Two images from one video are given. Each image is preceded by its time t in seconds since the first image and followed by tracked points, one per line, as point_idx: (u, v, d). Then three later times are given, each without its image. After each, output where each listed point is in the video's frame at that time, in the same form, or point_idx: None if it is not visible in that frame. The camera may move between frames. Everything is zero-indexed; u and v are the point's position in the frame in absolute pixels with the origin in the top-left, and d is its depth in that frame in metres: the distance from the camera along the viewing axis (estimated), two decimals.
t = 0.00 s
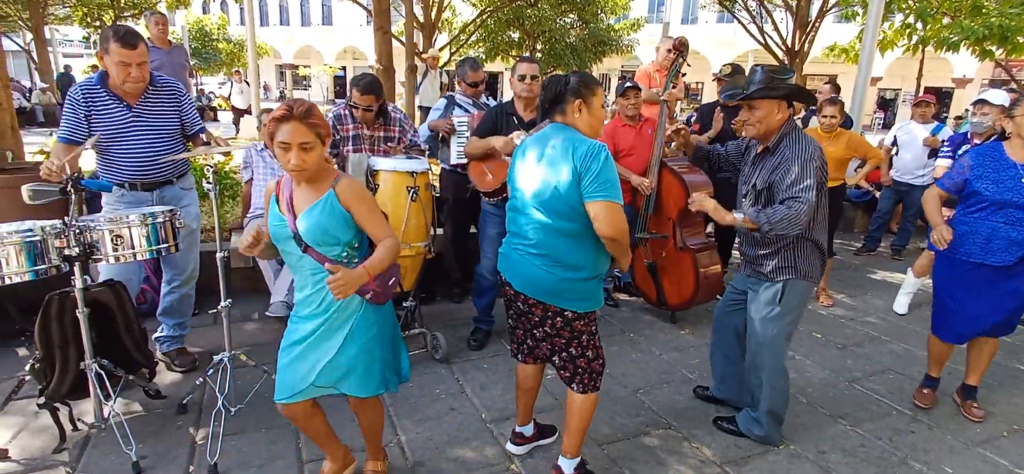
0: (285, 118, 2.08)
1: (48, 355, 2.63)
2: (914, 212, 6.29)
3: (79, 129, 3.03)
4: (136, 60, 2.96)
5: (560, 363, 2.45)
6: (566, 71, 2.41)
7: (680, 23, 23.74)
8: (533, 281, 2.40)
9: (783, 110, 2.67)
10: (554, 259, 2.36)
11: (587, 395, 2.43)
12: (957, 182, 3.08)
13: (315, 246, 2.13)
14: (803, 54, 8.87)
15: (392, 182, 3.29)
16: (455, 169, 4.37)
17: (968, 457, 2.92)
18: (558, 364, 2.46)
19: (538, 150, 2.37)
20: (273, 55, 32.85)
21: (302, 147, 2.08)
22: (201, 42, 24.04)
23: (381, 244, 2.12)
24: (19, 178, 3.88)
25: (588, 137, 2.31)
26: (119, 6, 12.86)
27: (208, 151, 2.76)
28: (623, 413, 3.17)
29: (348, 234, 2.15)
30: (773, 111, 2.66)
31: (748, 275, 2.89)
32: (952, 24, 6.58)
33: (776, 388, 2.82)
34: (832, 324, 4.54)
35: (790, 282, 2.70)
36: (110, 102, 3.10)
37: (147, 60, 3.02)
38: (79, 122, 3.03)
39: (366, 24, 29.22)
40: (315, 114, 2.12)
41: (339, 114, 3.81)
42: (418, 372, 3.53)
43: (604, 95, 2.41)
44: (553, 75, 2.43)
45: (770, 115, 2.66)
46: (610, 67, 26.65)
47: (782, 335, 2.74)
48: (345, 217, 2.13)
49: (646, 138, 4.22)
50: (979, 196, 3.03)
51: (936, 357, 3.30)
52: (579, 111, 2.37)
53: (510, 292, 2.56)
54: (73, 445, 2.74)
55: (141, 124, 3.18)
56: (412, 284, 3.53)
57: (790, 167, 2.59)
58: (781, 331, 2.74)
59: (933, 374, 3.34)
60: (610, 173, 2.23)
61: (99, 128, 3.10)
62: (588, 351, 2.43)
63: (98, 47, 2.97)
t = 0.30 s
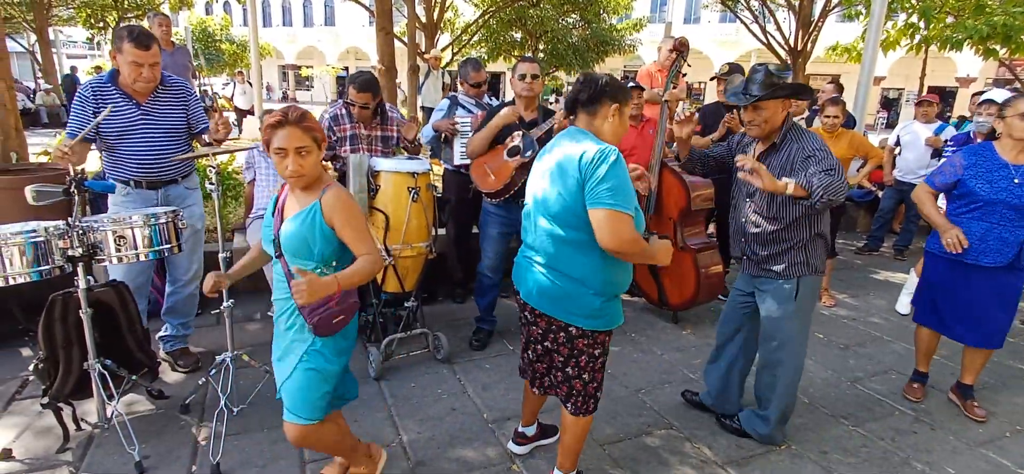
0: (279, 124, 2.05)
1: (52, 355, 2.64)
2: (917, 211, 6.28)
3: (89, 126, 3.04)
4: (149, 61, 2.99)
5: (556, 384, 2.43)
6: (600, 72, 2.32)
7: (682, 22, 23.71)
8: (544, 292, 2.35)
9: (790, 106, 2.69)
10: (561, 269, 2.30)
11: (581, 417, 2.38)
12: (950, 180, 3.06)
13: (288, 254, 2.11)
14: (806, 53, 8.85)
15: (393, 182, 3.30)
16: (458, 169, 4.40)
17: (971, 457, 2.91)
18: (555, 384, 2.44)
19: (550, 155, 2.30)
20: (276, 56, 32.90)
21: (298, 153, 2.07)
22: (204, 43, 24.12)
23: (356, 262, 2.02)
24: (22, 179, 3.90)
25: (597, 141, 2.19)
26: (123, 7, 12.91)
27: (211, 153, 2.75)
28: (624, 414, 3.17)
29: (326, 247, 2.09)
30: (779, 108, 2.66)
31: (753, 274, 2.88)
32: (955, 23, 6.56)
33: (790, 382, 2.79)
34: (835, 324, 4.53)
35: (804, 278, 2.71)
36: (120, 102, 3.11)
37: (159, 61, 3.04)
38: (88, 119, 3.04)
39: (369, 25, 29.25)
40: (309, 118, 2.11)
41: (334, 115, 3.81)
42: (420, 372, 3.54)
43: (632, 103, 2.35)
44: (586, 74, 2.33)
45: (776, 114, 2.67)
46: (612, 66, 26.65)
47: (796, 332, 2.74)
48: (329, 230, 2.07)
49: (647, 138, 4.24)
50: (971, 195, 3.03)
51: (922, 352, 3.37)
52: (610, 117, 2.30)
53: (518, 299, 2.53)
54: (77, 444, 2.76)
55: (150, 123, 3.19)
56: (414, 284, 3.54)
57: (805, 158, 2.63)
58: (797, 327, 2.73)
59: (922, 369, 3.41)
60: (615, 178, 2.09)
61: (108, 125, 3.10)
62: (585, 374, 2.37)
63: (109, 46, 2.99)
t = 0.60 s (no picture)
0: (240, 125, 1.94)
1: (52, 355, 2.64)
2: (917, 212, 6.28)
3: (84, 129, 3.05)
4: (146, 65, 2.97)
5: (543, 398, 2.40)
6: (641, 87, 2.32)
7: (683, 23, 23.71)
8: (537, 298, 2.34)
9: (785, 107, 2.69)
10: (555, 275, 2.27)
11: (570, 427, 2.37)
12: (965, 183, 2.99)
13: (256, 260, 1.93)
14: (806, 53, 8.86)
15: (394, 183, 3.30)
16: (460, 169, 4.42)
17: (970, 457, 2.92)
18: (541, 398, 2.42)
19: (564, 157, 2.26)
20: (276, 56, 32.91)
21: (259, 157, 1.95)
22: (204, 43, 24.12)
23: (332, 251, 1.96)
24: (22, 180, 3.90)
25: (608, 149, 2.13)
26: (123, 7, 12.91)
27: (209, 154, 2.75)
28: (625, 414, 3.17)
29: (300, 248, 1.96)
30: (773, 109, 2.65)
31: (741, 276, 2.86)
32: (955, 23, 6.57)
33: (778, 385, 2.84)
34: (835, 324, 4.53)
35: (794, 280, 2.76)
36: (117, 105, 3.12)
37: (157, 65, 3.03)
38: (84, 122, 3.05)
39: (369, 25, 29.26)
40: (276, 121, 1.99)
41: (326, 117, 3.79)
42: (419, 372, 3.54)
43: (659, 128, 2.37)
44: (629, 86, 2.31)
45: (773, 114, 2.66)
46: (613, 67, 26.66)
47: (784, 331, 2.78)
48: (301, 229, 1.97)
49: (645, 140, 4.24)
50: (988, 198, 2.99)
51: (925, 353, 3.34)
52: (645, 137, 2.33)
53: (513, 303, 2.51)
54: (77, 445, 2.76)
55: (146, 127, 3.19)
56: (414, 285, 3.54)
57: (798, 159, 2.64)
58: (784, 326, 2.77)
59: (916, 367, 3.41)
60: (612, 190, 2.01)
61: (104, 129, 3.11)
62: (574, 384, 2.34)
63: (109, 49, 2.98)
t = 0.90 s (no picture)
0: (200, 113, 1.76)
1: (52, 355, 2.63)
2: (917, 212, 6.28)
3: (65, 125, 3.03)
4: (133, 62, 2.91)
5: (548, 402, 2.38)
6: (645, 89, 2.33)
7: (683, 22, 23.69)
8: (538, 297, 2.34)
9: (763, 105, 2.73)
10: (559, 275, 2.25)
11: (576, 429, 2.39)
12: (978, 183, 2.96)
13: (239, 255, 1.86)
14: (805, 53, 8.86)
15: (394, 182, 3.30)
16: (462, 168, 4.42)
17: (971, 457, 2.91)
18: (547, 403, 2.39)
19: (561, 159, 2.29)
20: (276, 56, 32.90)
21: (225, 145, 1.80)
22: (204, 43, 24.10)
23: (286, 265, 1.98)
24: (21, 179, 3.90)
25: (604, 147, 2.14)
26: (122, 7, 12.89)
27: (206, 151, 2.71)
28: (625, 413, 3.17)
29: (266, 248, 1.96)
30: (753, 107, 2.68)
31: (723, 271, 2.92)
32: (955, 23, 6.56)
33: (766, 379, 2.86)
34: (835, 323, 4.53)
35: (772, 274, 2.80)
36: (98, 101, 3.10)
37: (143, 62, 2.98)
38: (64, 117, 3.03)
39: (369, 25, 29.26)
40: (234, 109, 1.86)
41: (323, 114, 3.75)
42: (419, 371, 3.54)
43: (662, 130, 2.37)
44: (634, 89, 2.32)
45: (751, 111, 2.69)
46: (613, 66, 26.66)
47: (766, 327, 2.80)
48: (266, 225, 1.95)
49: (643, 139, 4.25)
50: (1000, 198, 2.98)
51: (924, 362, 3.25)
52: (650, 139, 2.34)
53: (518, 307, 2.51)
54: (76, 444, 2.75)
55: (127, 123, 3.18)
56: (414, 285, 3.54)
57: (779, 159, 2.66)
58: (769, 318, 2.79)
59: (920, 386, 3.27)
60: (610, 188, 2.00)
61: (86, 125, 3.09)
62: (580, 385, 2.34)
63: (92, 44, 2.93)
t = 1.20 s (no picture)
0: (168, 127, 1.65)
1: (51, 355, 2.63)
2: (917, 212, 6.28)
3: (48, 135, 2.99)
4: (115, 74, 2.84)
5: (551, 396, 2.39)
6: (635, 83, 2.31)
7: (683, 22, 23.70)
8: (548, 298, 2.30)
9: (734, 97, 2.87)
10: (575, 279, 2.25)
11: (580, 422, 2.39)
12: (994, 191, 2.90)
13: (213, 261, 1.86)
14: (805, 53, 8.86)
15: (394, 182, 3.30)
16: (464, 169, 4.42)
17: (971, 458, 2.91)
18: (548, 399, 2.40)
19: (578, 164, 2.24)
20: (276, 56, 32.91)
21: (194, 160, 1.72)
22: (204, 43, 24.10)
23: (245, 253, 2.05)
24: (22, 179, 3.90)
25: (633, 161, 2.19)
26: (122, 7, 12.89)
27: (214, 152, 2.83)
28: (625, 413, 3.17)
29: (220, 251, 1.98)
30: (722, 98, 2.83)
31: (704, 259, 3.02)
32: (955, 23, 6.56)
33: (729, 358, 3.00)
34: (836, 324, 4.53)
35: (748, 263, 2.89)
36: (83, 110, 3.05)
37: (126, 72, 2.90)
38: (46, 127, 2.98)
39: (369, 25, 29.25)
40: (204, 122, 1.77)
41: (321, 116, 3.76)
42: (419, 371, 3.54)
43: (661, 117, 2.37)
44: (623, 85, 2.29)
45: (718, 102, 2.83)
46: (612, 66, 26.67)
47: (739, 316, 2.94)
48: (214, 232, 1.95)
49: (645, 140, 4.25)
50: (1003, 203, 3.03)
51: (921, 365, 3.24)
52: (648, 130, 2.34)
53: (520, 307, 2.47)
54: (75, 445, 2.75)
55: (113, 130, 3.14)
56: (414, 285, 3.54)
57: (751, 146, 2.77)
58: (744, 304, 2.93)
59: (919, 386, 3.26)
60: (651, 210, 2.08)
61: (69, 135, 3.05)
62: (585, 380, 2.36)
63: (73, 53, 2.81)
